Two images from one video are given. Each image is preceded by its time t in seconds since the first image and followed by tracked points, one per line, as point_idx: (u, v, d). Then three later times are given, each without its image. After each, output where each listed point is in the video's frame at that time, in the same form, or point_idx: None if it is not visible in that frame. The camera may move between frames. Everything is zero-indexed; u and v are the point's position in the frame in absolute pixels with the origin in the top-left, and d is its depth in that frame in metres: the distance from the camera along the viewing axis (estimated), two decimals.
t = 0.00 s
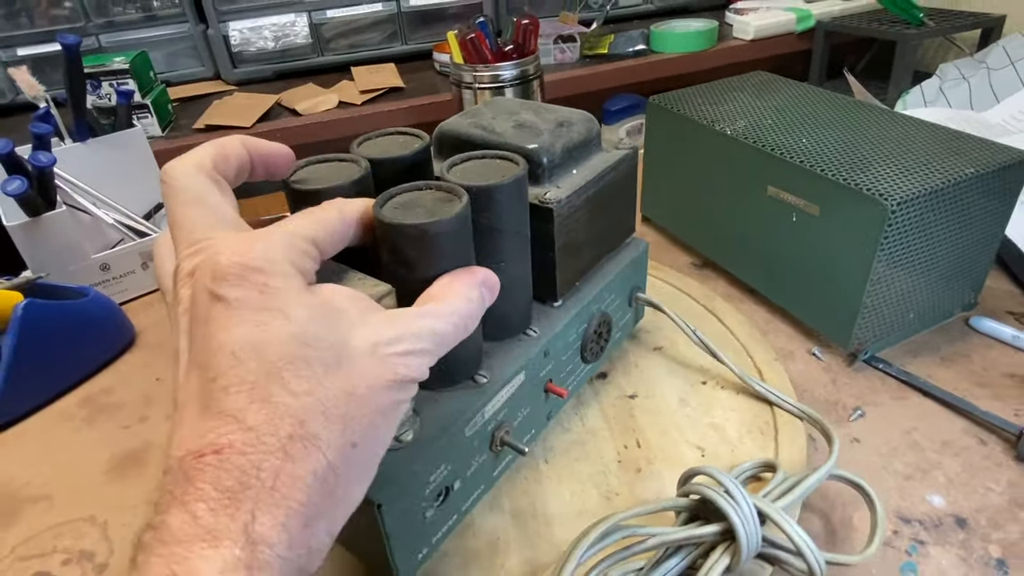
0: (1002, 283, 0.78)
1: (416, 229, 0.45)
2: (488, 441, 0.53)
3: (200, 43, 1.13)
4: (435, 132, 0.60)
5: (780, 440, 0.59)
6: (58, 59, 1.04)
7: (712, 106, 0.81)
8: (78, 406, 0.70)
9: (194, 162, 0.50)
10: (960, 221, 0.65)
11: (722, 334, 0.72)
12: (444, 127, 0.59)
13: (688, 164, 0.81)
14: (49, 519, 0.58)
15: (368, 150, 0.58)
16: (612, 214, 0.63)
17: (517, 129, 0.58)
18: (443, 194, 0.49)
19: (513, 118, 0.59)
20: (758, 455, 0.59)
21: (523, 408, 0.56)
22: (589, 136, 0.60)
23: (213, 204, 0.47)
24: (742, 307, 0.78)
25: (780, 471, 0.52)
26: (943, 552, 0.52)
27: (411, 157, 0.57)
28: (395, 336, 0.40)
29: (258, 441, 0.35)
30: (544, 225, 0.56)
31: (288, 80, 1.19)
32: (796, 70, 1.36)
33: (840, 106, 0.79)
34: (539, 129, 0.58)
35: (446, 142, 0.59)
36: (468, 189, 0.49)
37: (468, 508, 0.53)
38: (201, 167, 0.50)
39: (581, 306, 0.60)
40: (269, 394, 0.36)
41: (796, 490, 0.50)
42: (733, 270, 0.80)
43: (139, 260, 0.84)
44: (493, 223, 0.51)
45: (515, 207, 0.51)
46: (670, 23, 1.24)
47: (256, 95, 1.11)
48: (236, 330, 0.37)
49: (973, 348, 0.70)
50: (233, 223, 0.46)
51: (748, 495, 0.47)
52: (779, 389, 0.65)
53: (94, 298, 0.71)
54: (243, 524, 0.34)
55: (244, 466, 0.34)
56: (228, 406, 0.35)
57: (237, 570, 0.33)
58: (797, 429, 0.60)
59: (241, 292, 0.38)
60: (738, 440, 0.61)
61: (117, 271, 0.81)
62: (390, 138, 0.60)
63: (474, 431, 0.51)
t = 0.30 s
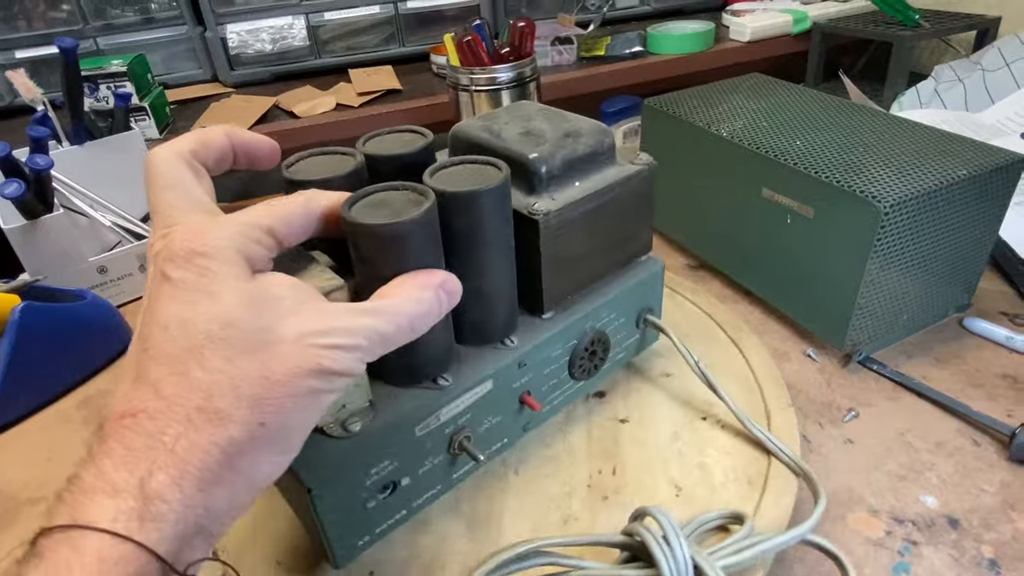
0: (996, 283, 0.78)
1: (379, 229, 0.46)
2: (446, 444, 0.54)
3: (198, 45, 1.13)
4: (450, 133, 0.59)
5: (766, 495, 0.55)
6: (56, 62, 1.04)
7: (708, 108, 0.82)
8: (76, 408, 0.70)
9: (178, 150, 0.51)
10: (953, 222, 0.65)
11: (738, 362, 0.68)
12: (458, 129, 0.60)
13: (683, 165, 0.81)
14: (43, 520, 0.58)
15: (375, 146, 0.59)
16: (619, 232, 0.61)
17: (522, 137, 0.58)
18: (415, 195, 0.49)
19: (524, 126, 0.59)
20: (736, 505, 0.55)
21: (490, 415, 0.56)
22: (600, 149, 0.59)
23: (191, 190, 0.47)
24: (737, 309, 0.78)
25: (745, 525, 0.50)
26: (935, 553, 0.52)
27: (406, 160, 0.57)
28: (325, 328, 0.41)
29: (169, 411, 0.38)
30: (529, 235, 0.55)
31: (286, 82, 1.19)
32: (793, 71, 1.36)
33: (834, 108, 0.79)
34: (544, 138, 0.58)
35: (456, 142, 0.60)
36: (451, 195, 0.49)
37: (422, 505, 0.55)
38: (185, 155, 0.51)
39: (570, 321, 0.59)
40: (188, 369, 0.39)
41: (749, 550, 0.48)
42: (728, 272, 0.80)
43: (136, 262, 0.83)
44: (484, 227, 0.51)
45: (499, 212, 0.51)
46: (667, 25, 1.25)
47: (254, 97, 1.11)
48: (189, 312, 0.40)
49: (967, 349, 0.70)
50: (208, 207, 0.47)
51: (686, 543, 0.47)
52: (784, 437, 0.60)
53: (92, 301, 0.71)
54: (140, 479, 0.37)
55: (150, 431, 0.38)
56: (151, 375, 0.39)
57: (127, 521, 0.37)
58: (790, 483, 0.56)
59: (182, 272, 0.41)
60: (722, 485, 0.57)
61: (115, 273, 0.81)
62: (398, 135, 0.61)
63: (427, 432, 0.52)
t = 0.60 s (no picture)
0: (1004, 286, 0.77)
1: (350, 226, 0.44)
2: (409, 449, 0.53)
3: (193, 44, 1.12)
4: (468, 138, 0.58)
5: (749, 556, 0.50)
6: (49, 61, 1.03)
7: (710, 107, 0.80)
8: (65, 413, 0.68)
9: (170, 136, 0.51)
10: (962, 224, 0.64)
11: (754, 400, 0.63)
12: (473, 130, 0.59)
13: (686, 165, 0.80)
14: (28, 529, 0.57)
15: (383, 141, 0.58)
16: (628, 249, 0.57)
17: (530, 141, 0.56)
18: (391, 193, 0.48)
19: (536, 129, 0.57)
20: (712, 564, 0.50)
21: (461, 426, 0.55)
22: (613, 160, 0.55)
23: (179, 173, 0.47)
24: (741, 312, 0.77)
25: None
26: (946, 564, 0.51)
27: (404, 161, 0.56)
28: (266, 316, 0.39)
29: (95, 376, 0.38)
30: (520, 245, 0.53)
31: (282, 81, 1.18)
32: (794, 70, 1.35)
33: (839, 107, 0.78)
34: (551, 144, 0.55)
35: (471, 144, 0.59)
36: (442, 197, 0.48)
37: (383, 503, 0.55)
38: (177, 141, 0.51)
39: (559, 340, 0.56)
40: (124, 340, 0.38)
41: None
42: (730, 274, 0.79)
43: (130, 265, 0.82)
44: (479, 231, 0.50)
45: (488, 216, 0.49)
46: (667, 24, 1.23)
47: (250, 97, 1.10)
48: (148, 285, 0.38)
49: (975, 353, 0.69)
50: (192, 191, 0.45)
51: None
52: (784, 501, 0.54)
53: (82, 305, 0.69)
54: (60, 435, 0.37)
55: (79, 392, 0.38)
56: (94, 342, 0.39)
57: (41, 471, 0.37)
58: (779, 547, 0.51)
59: (141, 248, 0.40)
60: (701, 538, 0.52)
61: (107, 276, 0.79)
62: (409, 131, 0.59)
63: (387, 434, 0.51)
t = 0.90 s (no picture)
0: (1012, 288, 0.76)
1: (343, 225, 0.44)
2: (396, 449, 0.53)
3: (193, 44, 1.11)
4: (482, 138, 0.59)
5: None
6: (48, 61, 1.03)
7: (715, 108, 0.80)
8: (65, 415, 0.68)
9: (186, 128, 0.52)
10: (971, 226, 0.63)
11: (767, 428, 0.59)
12: (489, 131, 0.59)
13: (691, 166, 0.80)
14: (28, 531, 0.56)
15: (395, 138, 0.57)
16: (638, 263, 0.56)
17: (541, 145, 0.55)
18: (388, 190, 0.47)
19: (551, 133, 0.56)
20: None
21: (452, 430, 0.54)
22: (625, 170, 0.53)
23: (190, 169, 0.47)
24: (746, 314, 0.76)
25: None
26: (957, 570, 0.51)
27: (410, 163, 0.55)
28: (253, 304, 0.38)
29: (84, 348, 0.37)
30: (520, 251, 0.52)
31: (283, 81, 1.17)
32: (797, 70, 1.34)
33: (846, 108, 0.77)
34: (562, 149, 0.54)
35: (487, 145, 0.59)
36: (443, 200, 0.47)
37: (371, 499, 0.55)
38: (192, 132, 0.52)
39: (557, 352, 0.55)
40: (116, 320, 0.37)
41: None
42: (735, 276, 0.78)
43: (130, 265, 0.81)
44: (483, 233, 0.49)
45: (488, 219, 0.49)
46: (670, 24, 1.23)
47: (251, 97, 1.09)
48: (140, 266, 0.38)
49: (983, 356, 0.68)
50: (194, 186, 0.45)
51: None
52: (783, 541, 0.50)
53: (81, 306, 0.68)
54: (43, 403, 0.36)
55: (66, 361, 0.37)
56: (86, 318, 0.38)
57: (23, 437, 0.36)
58: None
59: (142, 230, 0.40)
60: (689, 570, 0.49)
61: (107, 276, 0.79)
62: (421, 129, 0.58)
63: (375, 433, 0.51)
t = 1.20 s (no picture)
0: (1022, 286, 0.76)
1: (345, 214, 0.43)
2: (393, 440, 0.52)
3: (195, 40, 1.10)
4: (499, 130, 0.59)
5: None
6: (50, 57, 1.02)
7: (723, 104, 0.79)
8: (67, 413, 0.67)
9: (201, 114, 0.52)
10: (982, 223, 0.63)
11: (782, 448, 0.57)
12: (506, 126, 0.59)
13: (699, 162, 0.79)
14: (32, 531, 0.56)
15: (411, 130, 0.56)
16: (650, 265, 0.54)
17: (555, 142, 0.54)
18: (395, 182, 0.47)
19: (566, 130, 0.56)
20: None
21: (451, 425, 0.53)
22: (640, 170, 0.52)
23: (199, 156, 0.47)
24: (754, 311, 0.75)
25: None
26: (971, 570, 0.51)
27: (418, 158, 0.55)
28: (255, 284, 0.38)
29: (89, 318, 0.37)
30: (525, 247, 0.51)
31: (286, 78, 1.17)
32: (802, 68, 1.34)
33: (855, 104, 0.77)
34: (575, 147, 0.53)
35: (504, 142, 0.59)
36: (448, 193, 0.46)
37: (368, 489, 0.55)
38: (206, 117, 0.53)
39: (561, 352, 0.54)
40: (122, 295, 0.37)
41: None
42: (743, 272, 0.78)
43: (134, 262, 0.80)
44: (490, 227, 0.48)
45: (492, 213, 0.48)
46: (674, 21, 1.22)
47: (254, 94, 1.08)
48: (149, 243, 0.38)
49: (994, 354, 0.68)
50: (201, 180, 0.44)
51: None
52: (784, 564, 0.48)
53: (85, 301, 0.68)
54: (46, 370, 0.37)
55: (71, 332, 0.37)
56: (93, 291, 0.38)
57: (26, 402, 0.36)
58: None
59: (154, 208, 0.41)
60: None
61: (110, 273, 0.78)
62: (437, 121, 0.58)
63: (371, 423, 0.51)
